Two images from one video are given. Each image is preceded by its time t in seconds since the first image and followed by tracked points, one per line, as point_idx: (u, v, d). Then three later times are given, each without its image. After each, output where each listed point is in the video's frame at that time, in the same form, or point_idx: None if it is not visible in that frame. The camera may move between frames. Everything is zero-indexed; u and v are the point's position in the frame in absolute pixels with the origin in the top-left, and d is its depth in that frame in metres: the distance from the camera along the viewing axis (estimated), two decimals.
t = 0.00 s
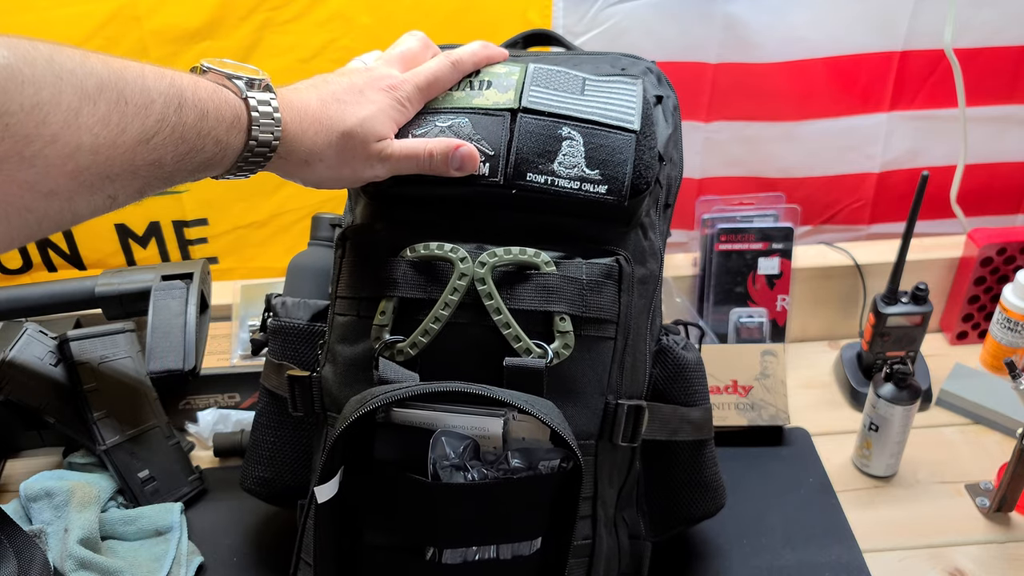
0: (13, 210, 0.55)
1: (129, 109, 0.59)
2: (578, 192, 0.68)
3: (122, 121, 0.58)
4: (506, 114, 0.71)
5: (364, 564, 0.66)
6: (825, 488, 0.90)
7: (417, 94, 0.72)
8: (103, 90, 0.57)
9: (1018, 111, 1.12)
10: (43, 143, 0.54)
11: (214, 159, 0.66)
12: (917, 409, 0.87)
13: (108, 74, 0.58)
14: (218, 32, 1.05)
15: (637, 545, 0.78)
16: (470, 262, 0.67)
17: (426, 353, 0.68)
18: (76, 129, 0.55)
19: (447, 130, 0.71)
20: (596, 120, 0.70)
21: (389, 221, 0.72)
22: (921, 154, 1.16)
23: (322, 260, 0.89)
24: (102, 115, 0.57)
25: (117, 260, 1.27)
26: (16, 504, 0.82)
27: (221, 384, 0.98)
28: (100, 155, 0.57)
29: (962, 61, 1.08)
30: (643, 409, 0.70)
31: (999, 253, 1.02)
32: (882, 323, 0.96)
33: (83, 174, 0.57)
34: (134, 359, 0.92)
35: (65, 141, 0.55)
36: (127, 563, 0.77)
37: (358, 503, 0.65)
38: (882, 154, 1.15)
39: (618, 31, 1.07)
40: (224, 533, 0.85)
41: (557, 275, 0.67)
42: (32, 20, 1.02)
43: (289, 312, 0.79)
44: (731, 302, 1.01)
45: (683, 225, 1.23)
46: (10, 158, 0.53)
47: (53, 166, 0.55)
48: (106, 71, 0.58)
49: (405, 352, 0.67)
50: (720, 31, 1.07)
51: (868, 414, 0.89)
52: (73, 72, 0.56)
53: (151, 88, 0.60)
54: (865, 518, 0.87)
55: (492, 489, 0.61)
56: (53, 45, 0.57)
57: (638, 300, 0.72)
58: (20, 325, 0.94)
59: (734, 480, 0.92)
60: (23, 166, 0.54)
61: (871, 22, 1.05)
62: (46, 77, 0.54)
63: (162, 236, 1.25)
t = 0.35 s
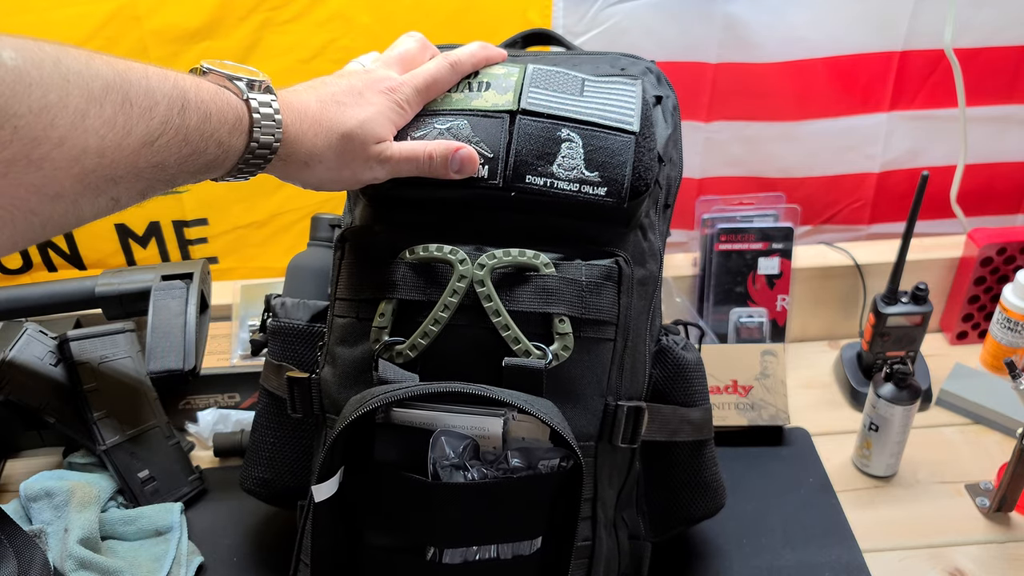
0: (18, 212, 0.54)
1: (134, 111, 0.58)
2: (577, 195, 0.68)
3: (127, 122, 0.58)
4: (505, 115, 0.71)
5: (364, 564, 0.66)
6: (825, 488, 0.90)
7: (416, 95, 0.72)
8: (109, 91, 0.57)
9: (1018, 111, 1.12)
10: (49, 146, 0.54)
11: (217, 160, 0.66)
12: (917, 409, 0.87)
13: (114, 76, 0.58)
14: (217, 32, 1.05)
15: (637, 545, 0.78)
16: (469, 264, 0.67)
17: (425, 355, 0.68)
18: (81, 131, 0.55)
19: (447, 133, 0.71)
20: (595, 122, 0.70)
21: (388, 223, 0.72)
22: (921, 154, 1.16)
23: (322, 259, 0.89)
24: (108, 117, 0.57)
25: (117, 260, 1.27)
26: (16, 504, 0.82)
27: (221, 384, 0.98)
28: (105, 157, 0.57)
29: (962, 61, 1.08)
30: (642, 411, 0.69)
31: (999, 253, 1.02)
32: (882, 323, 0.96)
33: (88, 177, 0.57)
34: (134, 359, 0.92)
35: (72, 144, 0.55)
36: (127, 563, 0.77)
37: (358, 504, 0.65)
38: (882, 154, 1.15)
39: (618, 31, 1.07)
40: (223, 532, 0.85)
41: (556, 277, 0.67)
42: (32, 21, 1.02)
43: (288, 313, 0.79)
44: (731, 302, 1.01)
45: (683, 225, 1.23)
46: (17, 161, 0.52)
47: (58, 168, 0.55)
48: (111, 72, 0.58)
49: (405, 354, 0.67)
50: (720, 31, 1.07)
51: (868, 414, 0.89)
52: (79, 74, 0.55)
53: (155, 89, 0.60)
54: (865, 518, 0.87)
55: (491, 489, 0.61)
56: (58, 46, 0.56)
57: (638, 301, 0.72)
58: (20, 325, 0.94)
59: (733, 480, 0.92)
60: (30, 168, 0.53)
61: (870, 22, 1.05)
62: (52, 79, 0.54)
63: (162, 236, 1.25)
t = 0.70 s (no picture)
0: (21, 216, 0.54)
1: (136, 113, 0.58)
2: (578, 196, 0.68)
3: (129, 125, 0.58)
4: (505, 116, 0.71)
5: (363, 567, 0.66)
6: (825, 488, 0.90)
7: (416, 95, 0.72)
8: (111, 94, 0.57)
9: (1018, 111, 1.12)
10: (52, 149, 0.53)
11: (218, 161, 0.66)
12: (916, 409, 0.87)
13: (116, 79, 0.57)
14: (217, 32, 1.05)
15: (637, 545, 0.78)
16: (469, 265, 0.67)
17: (425, 357, 0.68)
18: (84, 134, 0.55)
19: (447, 134, 0.71)
20: (596, 124, 0.70)
21: (387, 224, 0.72)
22: (921, 154, 1.16)
23: (322, 261, 0.89)
24: (110, 119, 0.56)
25: (117, 260, 1.27)
26: (16, 504, 0.82)
27: (221, 384, 0.98)
28: (108, 160, 0.57)
29: (962, 61, 1.08)
30: (643, 412, 0.70)
31: (999, 253, 1.02)
32: (882, 323, 0.96)
33: (90, 180, 0.56)
34: (134, 359, 0.92)
35: (75, 147, 0.55)
36: (127, 563, 0.77)
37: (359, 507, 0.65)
38: (882, 154, 1.15)
39: (617, 31, 1.07)
40: (224, 532, 0.85)
41: (557, 278, 0.67)
42: (32, 21, 1.02)
43: (288, 314, 0.79)
44: (731, 302, 1.01)
45: (683, 225, 1.23)
46: (18, 162, 0.52)
47: (61, 172, 0.55)
48: (113, 74, 0.57)
49: (405, 356, 0.67)
50: (720, 31, 1.06)
51: (868, 414, 0.89)
52: (81, 76, 0.55)
53: (156, 91, 0.60)
54: (865, 518, 0.88)
55: (491, 491, 0.61)
56: (60, 48, 0.56)
57: (638, 302, 0.72)
58: (20, 325, 0.94)
59: (733, 480, 0.92)
60: (32, 170, 0.53)
61: (870, 22, 1.05)
62: (55, 81, 0.53)
63: (162, 236, 1.25)
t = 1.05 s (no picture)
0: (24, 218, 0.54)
1: (150, 97, 0.58)
2: (573, 182, 0.68)
3: (144, 108, 0.58)
4: (502, 105, 0.71)
5: (359, 549, 0.66)
6: (825, 488, 0.90)
7: (415, 83, 0.72)
8: (126, 77, 0.57)
9: (1018, 111, 1.12)
10: (77, 130, 0.54)
11: (228, 145, 0.65)
12: (917, 408, 0.87)
13: (130, 62, 0.57)
14: (217, 32, 1.05)
15: (636, 539, 0.78)
16: (465, 251, 0.67)
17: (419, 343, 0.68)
18: (106, 117, 0.55)
19: (444, 121, 0.70)
20: (592, 112, 0.70)
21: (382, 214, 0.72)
22: (921, 154, 1.16)
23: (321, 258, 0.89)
24: (127, 102, 0.56)
25: (117, 260, 1.27)
26: (16, 504, 0.82)
27: (221, 384, 0.98)
28: (126, 143, 0.57)
29: (962, 61, 1.08)
30: (638, 401, 0.69)
31: (999, 253, 1.02)
32: (882, 323, 0.96)
33: (112, 162, 0.57)
34: (134, 359, 0.92)
35: (96, 129, 0.55)
36: (127, 563, 0.77)
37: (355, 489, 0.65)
38: (882, 154, 1.15)
39: (617, 31, 1.07)
40: (223, 532, 0.85)
41: (552, 265, 0.68)
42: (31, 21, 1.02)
43: (288, 310, 0.78)
44: (731, 302, 1.01)
45: (683, 225, 1.23)
46: (19, 163, 0.52)
47: (84, 154, 0.55)
48: (126, 58, 0.57)
49: (401, 340, 0.67)
50: (720, 31, 1.07)
51: (868, 414, 0.89)
52: (98, 59, 0.55)
53: (168, 74, 0.59)
54: (865, 518, 0.88)
55: (486, 472, 0.61)
56: (75, 32, 0.56)
57: (634, 293, 0.72)
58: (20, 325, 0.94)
59: (733, 480, 0.92)
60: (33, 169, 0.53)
61: (870, 22, 1.05)
62: (75, 64, 0.54)
63: (162, 236, 1.25)
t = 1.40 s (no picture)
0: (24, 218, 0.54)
1: (204, 35, 0.61)
2: (596, 138, 0.70)
3: (199, 45, 0.61)
4: (532, 65, 0.73)
5: (377, 478, 0.65)
6: (824, 488, 0.90)
7: (451, 42, 0.76)
8: (180, 18, 0.59)
9: (1019, 111, 1.12)
10: (146, 66, 0.57)
11: (275, 83, 0.68)
12: (917, 408, 0.87)
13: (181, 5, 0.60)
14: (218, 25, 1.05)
15: (639, 522, 0.76)
16: (491, 198, 0.68)
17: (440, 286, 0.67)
18: (167, 54, 0.58)
19: (475, 73, 0.73)
20: (618, 78, 0.73)
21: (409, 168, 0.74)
22: (921, 154, 1.16)
23: (331, 243, 0.89)
24: (184, 41, 0.59)
25: (117, 260, 1.27)
26: (16, 504, 0.82)
27: (221, 384, 0.98)
28: (189, 76, 0.60)
29: (962, 61, 1.08)
30: (653, 359, 0.70)
31: (999, 253, 1.02)
32: (882, 323, 0.96)
33: (180, 95, 0.60)
34: (134, 359, 0.92)
35: (162, 64, 0.58)
36: (127, 563, 0.77)
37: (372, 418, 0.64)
38: (882, 155, 1.16)
39: (617, 31, 1.07)
40: (223, 532, 0.85)
41: (574, 217, 0.68)
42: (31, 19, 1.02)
43: (296, 287, 0.79)
44: (731, 302, 1.01)
45: (683, 225, 1.23)
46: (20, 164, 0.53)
47: (154, 87, 0.58)
48: None
49: (424, 280, 0.67)
50: (720, 31, 1.07)
51: (868, 413, 0.89)
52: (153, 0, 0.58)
53: (216, 15, 0.63)
54: (865, 518, 0.88)
55: (509, 402, 0.61)
56: None
57: (649, 260, 0.73)
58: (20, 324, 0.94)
59: (733, 480, 0.92)
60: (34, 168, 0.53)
61: (870, 22, 1.05)
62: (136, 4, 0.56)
63: (162, 236, 1.25)
